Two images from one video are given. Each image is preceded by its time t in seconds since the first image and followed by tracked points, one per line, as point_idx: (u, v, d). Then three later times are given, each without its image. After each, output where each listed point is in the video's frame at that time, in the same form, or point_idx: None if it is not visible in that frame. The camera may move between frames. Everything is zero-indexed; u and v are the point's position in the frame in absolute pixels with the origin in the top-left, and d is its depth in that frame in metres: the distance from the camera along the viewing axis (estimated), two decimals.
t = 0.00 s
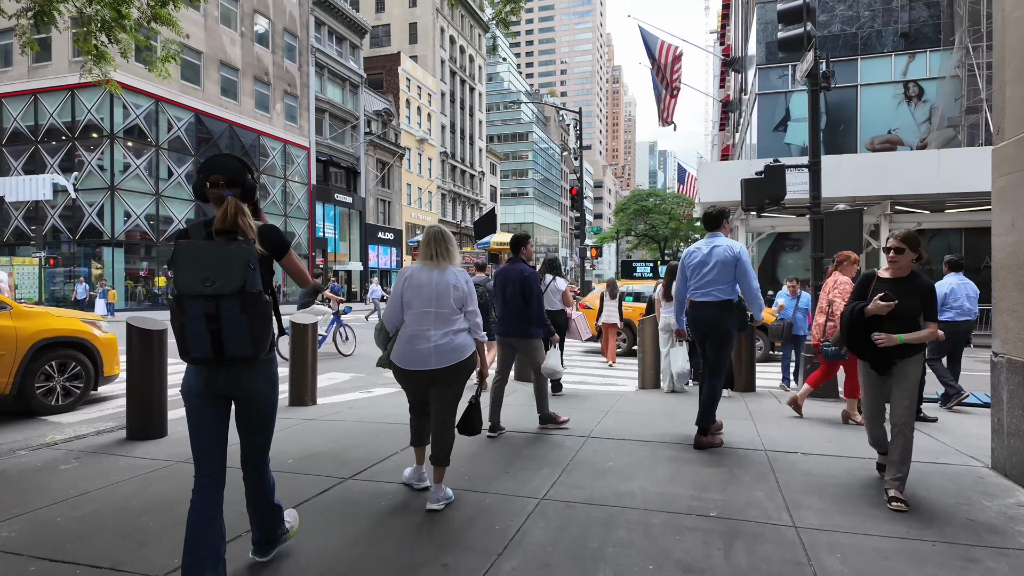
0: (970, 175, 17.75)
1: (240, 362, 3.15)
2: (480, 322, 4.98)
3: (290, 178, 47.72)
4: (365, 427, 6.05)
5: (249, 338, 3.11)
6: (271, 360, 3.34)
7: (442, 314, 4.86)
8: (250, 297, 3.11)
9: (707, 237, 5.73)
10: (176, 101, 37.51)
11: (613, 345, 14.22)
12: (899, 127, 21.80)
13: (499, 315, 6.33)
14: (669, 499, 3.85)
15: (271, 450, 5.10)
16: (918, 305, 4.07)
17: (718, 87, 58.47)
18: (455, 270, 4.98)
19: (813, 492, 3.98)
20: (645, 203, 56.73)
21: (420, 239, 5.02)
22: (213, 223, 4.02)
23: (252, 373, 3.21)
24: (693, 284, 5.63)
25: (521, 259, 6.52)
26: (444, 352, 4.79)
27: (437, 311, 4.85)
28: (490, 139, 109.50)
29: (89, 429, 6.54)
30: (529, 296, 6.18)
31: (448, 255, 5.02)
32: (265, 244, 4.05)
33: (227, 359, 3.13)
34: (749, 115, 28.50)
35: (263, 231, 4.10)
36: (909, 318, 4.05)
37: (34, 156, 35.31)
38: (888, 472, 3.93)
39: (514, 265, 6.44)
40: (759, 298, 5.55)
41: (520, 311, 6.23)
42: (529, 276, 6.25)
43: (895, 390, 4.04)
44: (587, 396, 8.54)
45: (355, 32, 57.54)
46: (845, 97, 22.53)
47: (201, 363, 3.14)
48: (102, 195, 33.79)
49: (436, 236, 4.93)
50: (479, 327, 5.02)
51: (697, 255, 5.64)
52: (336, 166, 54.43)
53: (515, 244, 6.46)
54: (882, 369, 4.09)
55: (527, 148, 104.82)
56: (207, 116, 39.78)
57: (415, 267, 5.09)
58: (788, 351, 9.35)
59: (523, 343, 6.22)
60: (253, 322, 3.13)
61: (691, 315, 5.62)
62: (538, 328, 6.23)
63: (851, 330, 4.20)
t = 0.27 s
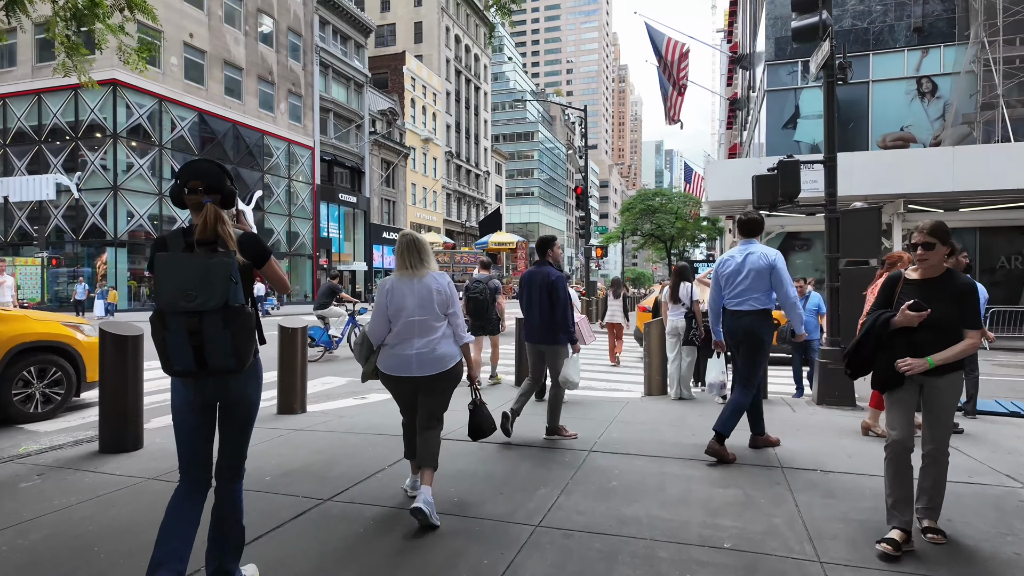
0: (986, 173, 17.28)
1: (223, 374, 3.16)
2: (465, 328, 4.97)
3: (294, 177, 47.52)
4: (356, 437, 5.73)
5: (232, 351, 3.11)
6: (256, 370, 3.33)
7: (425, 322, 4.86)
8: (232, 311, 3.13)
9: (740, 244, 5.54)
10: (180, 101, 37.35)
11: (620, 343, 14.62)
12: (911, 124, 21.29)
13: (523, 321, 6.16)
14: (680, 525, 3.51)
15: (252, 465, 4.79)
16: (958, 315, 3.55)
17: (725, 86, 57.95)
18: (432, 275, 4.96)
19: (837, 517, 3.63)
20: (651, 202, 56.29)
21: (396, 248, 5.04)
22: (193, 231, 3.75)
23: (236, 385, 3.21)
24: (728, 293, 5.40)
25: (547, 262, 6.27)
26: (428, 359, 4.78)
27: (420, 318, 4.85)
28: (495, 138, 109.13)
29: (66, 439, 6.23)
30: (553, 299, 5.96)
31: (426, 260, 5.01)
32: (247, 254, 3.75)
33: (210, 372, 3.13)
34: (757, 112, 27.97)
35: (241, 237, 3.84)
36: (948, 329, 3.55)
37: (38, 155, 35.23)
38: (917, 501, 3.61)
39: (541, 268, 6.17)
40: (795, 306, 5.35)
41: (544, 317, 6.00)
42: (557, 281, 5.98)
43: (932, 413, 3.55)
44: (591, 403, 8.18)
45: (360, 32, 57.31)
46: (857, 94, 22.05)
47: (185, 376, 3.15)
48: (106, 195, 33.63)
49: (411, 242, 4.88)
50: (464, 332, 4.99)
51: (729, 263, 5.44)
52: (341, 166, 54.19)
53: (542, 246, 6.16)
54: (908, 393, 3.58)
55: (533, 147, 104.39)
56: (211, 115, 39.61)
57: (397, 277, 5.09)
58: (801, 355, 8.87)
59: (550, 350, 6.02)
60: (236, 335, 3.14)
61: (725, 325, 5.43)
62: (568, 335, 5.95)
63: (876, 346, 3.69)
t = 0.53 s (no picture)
0: (993, 169, 16.92)
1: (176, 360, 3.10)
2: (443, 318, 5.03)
3: (291, 176, 47.16)
4: (333, 444, 5.35)
5: (186, 337, 3.05)
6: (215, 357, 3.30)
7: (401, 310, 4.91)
8: (188, 298, 3.04)
9: (774, 231, 5.28)
10: (175, 99, 37.01)
11: (617, 343, 14.36)
12: (916, 120, 20.93)
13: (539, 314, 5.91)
14: (682, 542, 3.17)
15: (218, 474, 4.42)
16: (984, 315, 2.89)
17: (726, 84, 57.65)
18: (407, 262, 5.00)
19: (856, 534, 3.28)
20: (651, 201, 55.97)
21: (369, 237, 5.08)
22: (150, 213, 3.45)
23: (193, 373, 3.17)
24: (760, 283, 5.19)
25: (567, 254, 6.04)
26: (404, 349, 4.83)
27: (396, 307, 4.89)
28: (495, 137, 108.72)
29: (31, 443, 5.88)
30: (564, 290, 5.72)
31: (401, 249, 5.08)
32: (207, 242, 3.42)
33: (162, 358, 3.06)
34: (759, 110, 27.56)
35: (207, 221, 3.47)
36: (976, 333, 2.90)
37: (32, 154, 34.88)
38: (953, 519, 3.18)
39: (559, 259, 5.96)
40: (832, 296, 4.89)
41: (557, 310, 5.70)
42: (570, 272, 5.71)
43: (960, 434, 2.95)
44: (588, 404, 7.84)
45: (358, 30, 56.92)
46: (860, 89, 21.70)
47: (136, 365, 3.09)
48: (100, 193, 33.29)
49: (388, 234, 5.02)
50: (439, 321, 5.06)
51: (761, 252, 5.24)
52: (339, 165, 53.80)
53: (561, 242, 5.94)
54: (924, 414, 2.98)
55: (533, 147, 103.98)
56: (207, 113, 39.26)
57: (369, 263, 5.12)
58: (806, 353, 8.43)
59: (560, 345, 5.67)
60: (191, 321, 3.06)
61: (760, 316, 5.18)
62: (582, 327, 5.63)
63: (887, 356, 3.01)
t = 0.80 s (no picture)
0: (1001, 168, 16.54)
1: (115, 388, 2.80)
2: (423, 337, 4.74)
3: (289, 176, 46.83)
4: (310, 461, 4.99)
5: (122, 365, 2.73)
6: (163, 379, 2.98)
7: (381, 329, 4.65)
8: (123, 323, 2.72)
9: (825, 241, 4.97)
10: (171, 97, 36.66)
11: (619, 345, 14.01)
12: (920, 118, 20.58)
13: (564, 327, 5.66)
14: None
15: (178, 499, 4.06)
16: None
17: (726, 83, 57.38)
18: (390, 280, 4.73)
19: None
20: (651, 201, 55.65)
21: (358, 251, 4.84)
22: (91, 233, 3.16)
23: (139, 400, 2.87)
24: (807, 294, 4.88)
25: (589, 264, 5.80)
26: (381, 368, 4.56)
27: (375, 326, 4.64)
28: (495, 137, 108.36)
29: None
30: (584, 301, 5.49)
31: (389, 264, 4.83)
32: (152, 261, 3.12)
33: (100, 386, 2.77)
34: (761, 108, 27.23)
35: (151, 237, 3.16)
36: None
37: (26, 153, 34.55)
38: None
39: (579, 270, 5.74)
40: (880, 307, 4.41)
41: (577, 322, 5.47)
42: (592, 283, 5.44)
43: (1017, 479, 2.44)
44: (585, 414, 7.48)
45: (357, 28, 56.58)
46: (863, 87, 21.34)
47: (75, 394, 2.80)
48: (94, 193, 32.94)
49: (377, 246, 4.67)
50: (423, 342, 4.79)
51: (810, 262, 4.96)
52: (337, 164, 53.46)
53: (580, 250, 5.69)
54: (975, 447, 2.50)
55: (533, 147, 103.62)
56: (203, 112, 38.91)
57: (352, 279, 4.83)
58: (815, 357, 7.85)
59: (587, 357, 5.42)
60: (129, 348, 2.74)
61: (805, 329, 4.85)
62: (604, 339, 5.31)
63: (918, 380, 2.52)
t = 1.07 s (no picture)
0: (1015, 164, 16.10)
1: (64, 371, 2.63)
2: (413, 323, 4.87)
3: (290, 175, 46.56)
4: (288, 468, 4.63)
5: (65, 345, 2.54)
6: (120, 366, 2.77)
7: (372, 315, 4.77)
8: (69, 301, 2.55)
9: (901, 232, 4.76)
10: (171, 95, 36.42)
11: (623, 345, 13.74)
12: (930, 114, 20.14)
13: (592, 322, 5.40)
14: None
15: (140, 512, 3.71)
16: None
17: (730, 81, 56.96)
18: (385, 268, 4.88)
19: None
20: (655, 200, 55.25)
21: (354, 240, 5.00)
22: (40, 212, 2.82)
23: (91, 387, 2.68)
24: (885, 289, 4.72)
25: (617, 255, 5.45)
26: (373, 354, 4.67)
27: (368, 313, 4.75)
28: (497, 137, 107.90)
29: None
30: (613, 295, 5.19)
31: (385, 254, 4.97)
32: (106, 243, 2.79)
33: (44, 367, 2.59)
34: (766, 105, 26.81)
35: (109, 217, 2.82)
36: None
37: (25, 151, 34.30)
38: None
39: (608, 262, 5.39)
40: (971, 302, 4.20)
41: (611, 319, 5.23)
42: (618, 275, 5.18)
43: None
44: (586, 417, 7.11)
45: (358, 27, 56.30)
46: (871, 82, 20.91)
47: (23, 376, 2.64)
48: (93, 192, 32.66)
49: (373, 235, 4.94)
50: (414, 328, 4.90)
51: (885, 255, 4.78)
52: (338, 163, 53.17)
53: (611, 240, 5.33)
54: None
55: (536, 146, 103.16)
56: (203, 110, 38.65)
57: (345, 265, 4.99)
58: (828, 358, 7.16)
59: (622, 354, 5.23)
60: (75, 328, 2.56)
61: (882, 327, 4.70)
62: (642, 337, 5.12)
63: (1015, 424, 2.03)
